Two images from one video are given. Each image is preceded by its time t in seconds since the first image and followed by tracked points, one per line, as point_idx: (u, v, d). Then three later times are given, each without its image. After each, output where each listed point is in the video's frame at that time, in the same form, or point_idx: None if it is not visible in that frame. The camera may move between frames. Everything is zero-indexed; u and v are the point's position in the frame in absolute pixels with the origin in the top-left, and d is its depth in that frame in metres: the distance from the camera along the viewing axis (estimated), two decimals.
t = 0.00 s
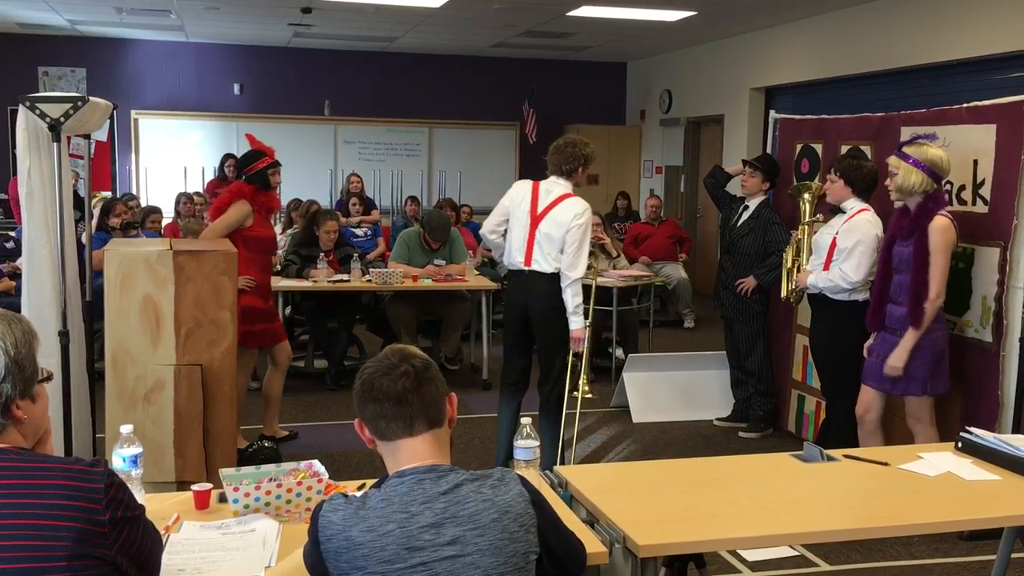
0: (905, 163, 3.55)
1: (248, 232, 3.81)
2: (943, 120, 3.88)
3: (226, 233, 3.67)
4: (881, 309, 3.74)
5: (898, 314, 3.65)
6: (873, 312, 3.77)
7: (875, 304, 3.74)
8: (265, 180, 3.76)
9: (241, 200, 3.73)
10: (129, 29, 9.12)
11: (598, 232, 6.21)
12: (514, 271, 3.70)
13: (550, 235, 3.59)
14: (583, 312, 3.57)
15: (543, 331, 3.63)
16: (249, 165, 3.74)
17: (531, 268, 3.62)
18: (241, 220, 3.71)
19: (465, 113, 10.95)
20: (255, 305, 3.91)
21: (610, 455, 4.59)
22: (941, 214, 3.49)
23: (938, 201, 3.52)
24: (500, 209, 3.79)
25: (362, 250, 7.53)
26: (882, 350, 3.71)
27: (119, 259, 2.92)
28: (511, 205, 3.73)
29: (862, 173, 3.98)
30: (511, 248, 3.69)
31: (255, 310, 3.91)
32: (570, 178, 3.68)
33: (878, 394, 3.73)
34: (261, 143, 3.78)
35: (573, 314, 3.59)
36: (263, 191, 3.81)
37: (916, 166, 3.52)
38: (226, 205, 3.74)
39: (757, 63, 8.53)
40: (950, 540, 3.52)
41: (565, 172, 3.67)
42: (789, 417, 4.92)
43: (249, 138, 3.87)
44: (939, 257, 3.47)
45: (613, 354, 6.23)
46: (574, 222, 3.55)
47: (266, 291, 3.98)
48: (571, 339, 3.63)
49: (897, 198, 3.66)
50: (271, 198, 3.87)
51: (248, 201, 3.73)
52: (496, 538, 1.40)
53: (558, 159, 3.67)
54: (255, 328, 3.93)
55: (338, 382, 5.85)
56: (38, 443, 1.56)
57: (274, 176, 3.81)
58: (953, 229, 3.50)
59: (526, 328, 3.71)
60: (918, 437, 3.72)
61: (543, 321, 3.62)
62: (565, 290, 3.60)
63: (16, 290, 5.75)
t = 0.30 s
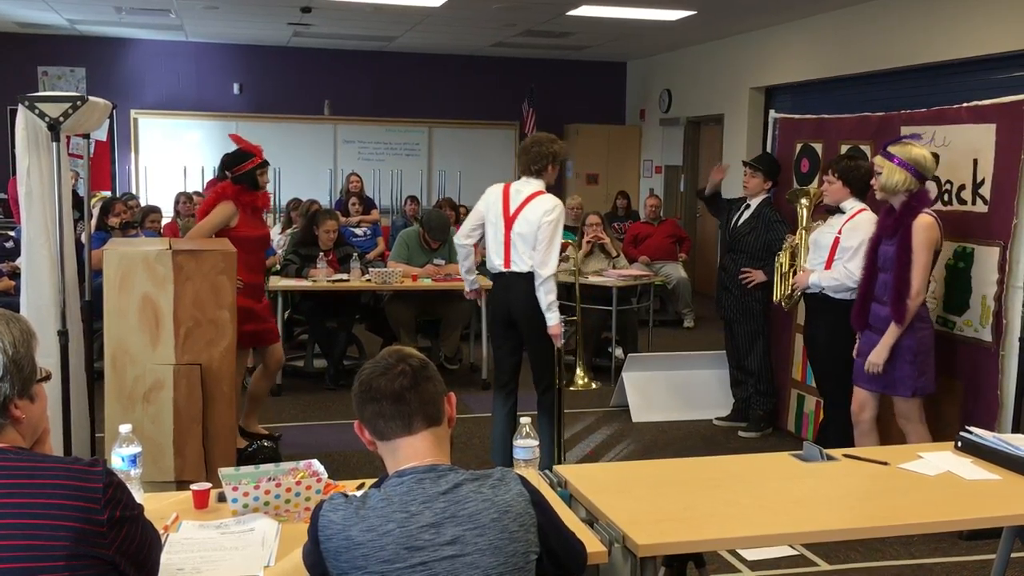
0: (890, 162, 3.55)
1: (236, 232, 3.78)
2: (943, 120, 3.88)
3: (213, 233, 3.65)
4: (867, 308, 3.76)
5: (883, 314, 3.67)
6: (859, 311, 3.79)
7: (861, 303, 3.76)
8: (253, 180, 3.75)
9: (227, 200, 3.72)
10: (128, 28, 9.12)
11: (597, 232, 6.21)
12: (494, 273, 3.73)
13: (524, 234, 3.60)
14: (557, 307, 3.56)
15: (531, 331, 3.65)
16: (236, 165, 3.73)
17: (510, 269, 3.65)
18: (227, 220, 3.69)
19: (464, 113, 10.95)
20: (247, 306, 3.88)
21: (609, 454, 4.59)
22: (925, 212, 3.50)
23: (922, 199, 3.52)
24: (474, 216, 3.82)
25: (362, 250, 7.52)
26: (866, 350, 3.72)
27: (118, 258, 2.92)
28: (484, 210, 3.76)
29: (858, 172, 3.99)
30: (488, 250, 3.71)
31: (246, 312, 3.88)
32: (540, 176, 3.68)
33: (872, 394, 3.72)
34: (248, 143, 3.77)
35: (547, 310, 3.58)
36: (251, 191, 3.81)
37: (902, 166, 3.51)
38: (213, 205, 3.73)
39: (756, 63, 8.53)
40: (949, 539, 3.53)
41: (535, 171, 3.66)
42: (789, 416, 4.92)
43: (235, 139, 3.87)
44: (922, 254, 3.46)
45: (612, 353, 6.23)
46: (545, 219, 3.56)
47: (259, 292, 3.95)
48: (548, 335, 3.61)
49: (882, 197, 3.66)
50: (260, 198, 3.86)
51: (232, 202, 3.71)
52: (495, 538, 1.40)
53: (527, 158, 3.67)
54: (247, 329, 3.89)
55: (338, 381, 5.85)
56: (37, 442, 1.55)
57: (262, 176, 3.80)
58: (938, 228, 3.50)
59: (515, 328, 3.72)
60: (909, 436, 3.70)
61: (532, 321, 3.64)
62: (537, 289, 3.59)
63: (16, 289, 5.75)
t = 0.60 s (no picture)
0: (882, 161, 3.57)
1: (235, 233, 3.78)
2: (946, 120, 3.87)
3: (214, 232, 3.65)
4: (858, 305, 3.80)
5: (873, 314, 3.69)
6: (850, 308, 3.83)
7: (851, 300, 3.81)
8: (251, 179, 3.77)
9: (224, 201, 3.73)
10: (131, 29, 9.14)
11: (599, 232, 6.21)
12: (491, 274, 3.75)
13: (511, 235, 3.61)
14: (558, 300, 3.53)
15: (529, 331, 3.64)
16: (233, 165, 3.76)
17: (503, 270, 3.66)
18: (227, 219, 3.69)
19: (467, 114, 10.96)
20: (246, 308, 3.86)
21: (610, 455, 4.59)
22: (916, 210, 3.49)
23: (911, 198, 3.53)
24: (467, 220, 3.86)
25: (364, 251, 7.53)
26: (862, 349, 3.74)
27: (120, 259, 2.92)
28: (475, 214, 3.79)
29: (855, 174, 3.98)
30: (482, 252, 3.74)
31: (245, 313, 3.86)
32: (527, 177, 3.67)
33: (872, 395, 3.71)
34: (246, 144, 3.81)
35: (548, 304, 3.55)
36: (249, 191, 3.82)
37: (894, 165, 3.52)
38: (212, 205, 3.74)
39: (759, 64, 8.53)
40: (952, 541, 3.52)
41: (522, 171, 3.66)
42: (791, 418, 4.91)
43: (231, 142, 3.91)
44: (917, 250, 3.44)
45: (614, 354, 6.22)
46: (528, 218, 3.55)
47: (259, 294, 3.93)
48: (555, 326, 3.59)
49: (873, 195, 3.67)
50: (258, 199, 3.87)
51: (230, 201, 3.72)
52: (497, 537, 1.40)
53: (516, 158, 3.66)
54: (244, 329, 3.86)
55: (340, 382, 5.85)
56: (39, 443, 1.56)
57: (260, 176, 3.83)
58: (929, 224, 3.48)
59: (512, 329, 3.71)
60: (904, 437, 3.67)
61: (530, 323, 3.63)
62: (531, 284, 3.56)
63: (19, 290, 5.76)
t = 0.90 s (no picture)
0: (881, 162, 3.56)
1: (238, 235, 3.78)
2: (949, 122, 3.87)
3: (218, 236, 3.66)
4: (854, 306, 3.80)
5: (871, 314, 3.69)
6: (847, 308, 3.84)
7: (848, 301, 3.82)
8: (254, 181, 3.77)
9: (228, 203, 3.73)
10: (134, 31, 9.15)
11: (601, 234, 6.21)
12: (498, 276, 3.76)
13: (518, 238, 3.62)
14: (564, 304, 3.54)
15: (531, 334, 3.64)
16: (237, 167, 3.76)
17: (510, 272, 3.67)
18: (230, 222, 3.70)
19: (470, 115, 10.97)
20: (249, 308, 3.88)
21: (612, 456, 4.59)
22: (914, 212, 3.48)
23: (910, 199, 3.51)
24: (474, 222, 3.87)
25: (367, 252, 7.54)
26: (860, 351, 3.74)
27: (123, 260, 2.92)
28: (483, 216, 3.81)
29: (852, 178, 3.98)
30: (490, 254, 3.75)
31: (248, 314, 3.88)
32: (536, 179, 3.66)
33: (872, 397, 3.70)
34: (249, 144, 3.80)
35: (554, 308, 3.56)
36: (253, 192, 3.81)
37: (893, 167, 3.51)
38: (215, 207, 3.74)
39: (762, 65, 8.53)
40: (956, 543, 3.52)
41: (530, 173, 3.65)
42: (794, 420, 4.92)
43: (237, 140, 3.89)
44: (915, 251, 3.43)
45: (617, 356, 6.21)
46: (535, 220, 3.56)
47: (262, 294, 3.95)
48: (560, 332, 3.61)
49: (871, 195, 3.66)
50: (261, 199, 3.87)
51: (234, 204, 3.72)
52: (498, 538, 1.40)
53: (524, 160, 3.64)
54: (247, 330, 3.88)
55: (343, 383, 5.85)
56: (42, 443, 1.56)
57: (263, 177, 3.82)
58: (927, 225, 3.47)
59: (514, 330, 3.72)
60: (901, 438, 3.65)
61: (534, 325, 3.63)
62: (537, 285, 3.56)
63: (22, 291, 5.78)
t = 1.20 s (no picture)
0: (884, 163, 3.54)
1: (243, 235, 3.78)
2: (952, 122, 3.86)
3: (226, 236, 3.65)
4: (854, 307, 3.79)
5: (872, 315, 3.68)
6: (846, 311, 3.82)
7: (848, 302, 3.80)
8: (259, 181, 3.77)
9: (234, 203, 3.73)
10: (137, 31, 9.16)
11: (604, 234, 6.20)
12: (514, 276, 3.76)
13: (536, 239, 3.61)
14: (565, 312, 3.57)
15: (541, 338, 3.67)
16: (242, 167, 3.76)
17: (527, 273, 3.67)
18: (237, 222, 3.70)
19: (472, 115, 10.97)
20: (253, 309, 3.88)
21: (615, 457, 4.59)
22: (919, 215, 3.49)
23: (915, 203, 3.52)
24: (491, 223, 3.85)
25: (369, 252, 7.55)
26: (856, 351, 3.74)
27: (125, 260, 2.92)
28: (500, 216, 3.78)
29: (854, 180, 3.97)
30: (508, 254, 3.74)
31: (252, 315, 3.88)
32: (555, 179, 3.66)
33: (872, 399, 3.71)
34: (254, 145, 3.80)
35: (556, 315, 3.58)
36: (257, 193, 3.82)
37: (897, 168, 3.50)
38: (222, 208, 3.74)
39: (765, 66, 8.52)
40: (959, 544, 3.51)
41: (551, 173, 3.64)
42: (797, 421, 4.91)
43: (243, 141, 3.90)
44: (917, 253, 3.45)
45: (619, 357, 6.20)
46: (554, 224, 3.54)
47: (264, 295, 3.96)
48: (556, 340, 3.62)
49: (873, 197, 3.64)
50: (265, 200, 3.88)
51: (239, 204, 3.72)
52: (501, 539, 1.40)
53: (545, 160, 3.64)
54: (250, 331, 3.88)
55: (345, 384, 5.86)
56: (44, 443, 1.56)
57: (267, 178, 3.83)
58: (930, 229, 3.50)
59: (528, 335, 3.73)
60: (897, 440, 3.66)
61: (542, 327, 3.65)
62: (547, 294, 3.60)
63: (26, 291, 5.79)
